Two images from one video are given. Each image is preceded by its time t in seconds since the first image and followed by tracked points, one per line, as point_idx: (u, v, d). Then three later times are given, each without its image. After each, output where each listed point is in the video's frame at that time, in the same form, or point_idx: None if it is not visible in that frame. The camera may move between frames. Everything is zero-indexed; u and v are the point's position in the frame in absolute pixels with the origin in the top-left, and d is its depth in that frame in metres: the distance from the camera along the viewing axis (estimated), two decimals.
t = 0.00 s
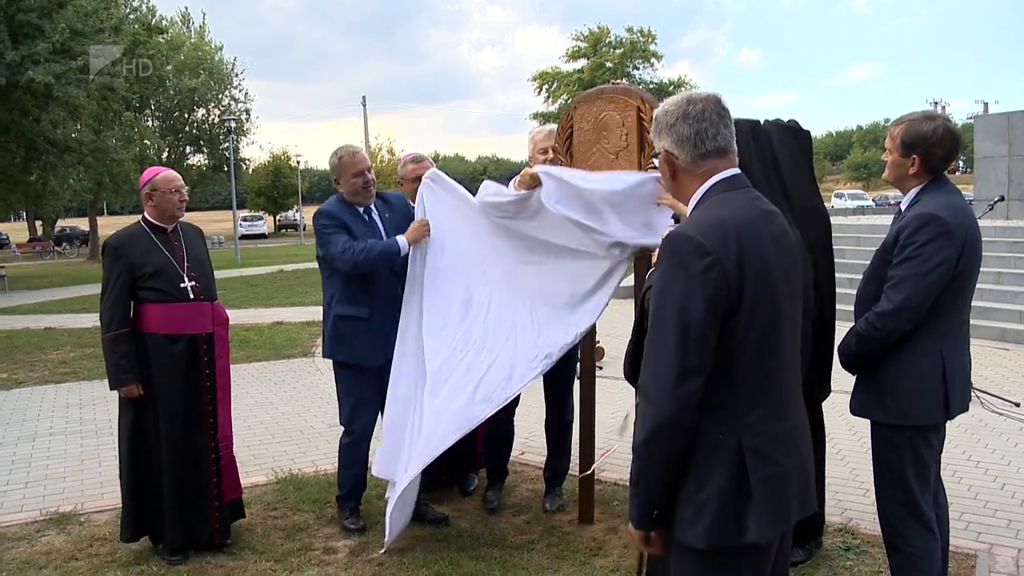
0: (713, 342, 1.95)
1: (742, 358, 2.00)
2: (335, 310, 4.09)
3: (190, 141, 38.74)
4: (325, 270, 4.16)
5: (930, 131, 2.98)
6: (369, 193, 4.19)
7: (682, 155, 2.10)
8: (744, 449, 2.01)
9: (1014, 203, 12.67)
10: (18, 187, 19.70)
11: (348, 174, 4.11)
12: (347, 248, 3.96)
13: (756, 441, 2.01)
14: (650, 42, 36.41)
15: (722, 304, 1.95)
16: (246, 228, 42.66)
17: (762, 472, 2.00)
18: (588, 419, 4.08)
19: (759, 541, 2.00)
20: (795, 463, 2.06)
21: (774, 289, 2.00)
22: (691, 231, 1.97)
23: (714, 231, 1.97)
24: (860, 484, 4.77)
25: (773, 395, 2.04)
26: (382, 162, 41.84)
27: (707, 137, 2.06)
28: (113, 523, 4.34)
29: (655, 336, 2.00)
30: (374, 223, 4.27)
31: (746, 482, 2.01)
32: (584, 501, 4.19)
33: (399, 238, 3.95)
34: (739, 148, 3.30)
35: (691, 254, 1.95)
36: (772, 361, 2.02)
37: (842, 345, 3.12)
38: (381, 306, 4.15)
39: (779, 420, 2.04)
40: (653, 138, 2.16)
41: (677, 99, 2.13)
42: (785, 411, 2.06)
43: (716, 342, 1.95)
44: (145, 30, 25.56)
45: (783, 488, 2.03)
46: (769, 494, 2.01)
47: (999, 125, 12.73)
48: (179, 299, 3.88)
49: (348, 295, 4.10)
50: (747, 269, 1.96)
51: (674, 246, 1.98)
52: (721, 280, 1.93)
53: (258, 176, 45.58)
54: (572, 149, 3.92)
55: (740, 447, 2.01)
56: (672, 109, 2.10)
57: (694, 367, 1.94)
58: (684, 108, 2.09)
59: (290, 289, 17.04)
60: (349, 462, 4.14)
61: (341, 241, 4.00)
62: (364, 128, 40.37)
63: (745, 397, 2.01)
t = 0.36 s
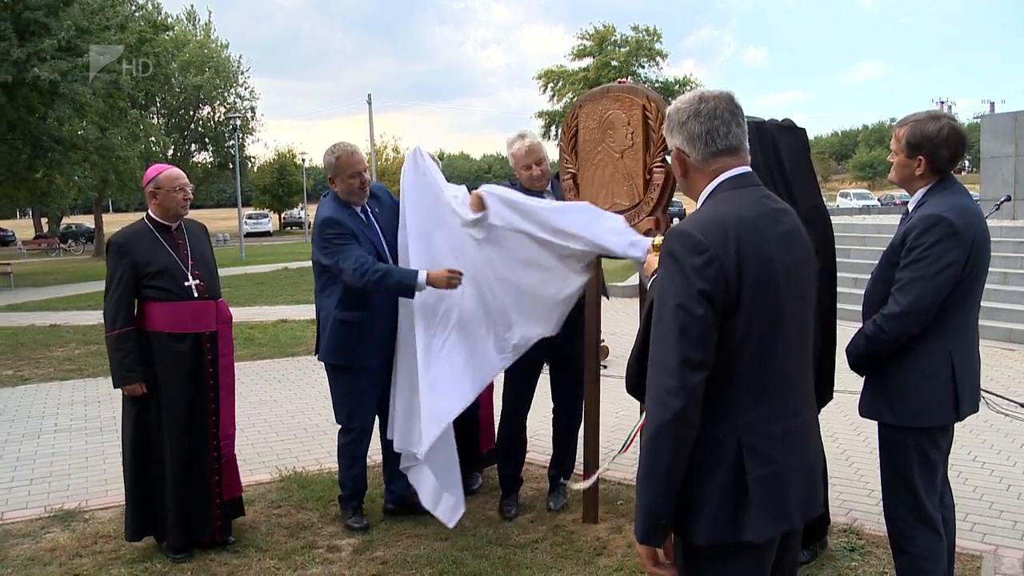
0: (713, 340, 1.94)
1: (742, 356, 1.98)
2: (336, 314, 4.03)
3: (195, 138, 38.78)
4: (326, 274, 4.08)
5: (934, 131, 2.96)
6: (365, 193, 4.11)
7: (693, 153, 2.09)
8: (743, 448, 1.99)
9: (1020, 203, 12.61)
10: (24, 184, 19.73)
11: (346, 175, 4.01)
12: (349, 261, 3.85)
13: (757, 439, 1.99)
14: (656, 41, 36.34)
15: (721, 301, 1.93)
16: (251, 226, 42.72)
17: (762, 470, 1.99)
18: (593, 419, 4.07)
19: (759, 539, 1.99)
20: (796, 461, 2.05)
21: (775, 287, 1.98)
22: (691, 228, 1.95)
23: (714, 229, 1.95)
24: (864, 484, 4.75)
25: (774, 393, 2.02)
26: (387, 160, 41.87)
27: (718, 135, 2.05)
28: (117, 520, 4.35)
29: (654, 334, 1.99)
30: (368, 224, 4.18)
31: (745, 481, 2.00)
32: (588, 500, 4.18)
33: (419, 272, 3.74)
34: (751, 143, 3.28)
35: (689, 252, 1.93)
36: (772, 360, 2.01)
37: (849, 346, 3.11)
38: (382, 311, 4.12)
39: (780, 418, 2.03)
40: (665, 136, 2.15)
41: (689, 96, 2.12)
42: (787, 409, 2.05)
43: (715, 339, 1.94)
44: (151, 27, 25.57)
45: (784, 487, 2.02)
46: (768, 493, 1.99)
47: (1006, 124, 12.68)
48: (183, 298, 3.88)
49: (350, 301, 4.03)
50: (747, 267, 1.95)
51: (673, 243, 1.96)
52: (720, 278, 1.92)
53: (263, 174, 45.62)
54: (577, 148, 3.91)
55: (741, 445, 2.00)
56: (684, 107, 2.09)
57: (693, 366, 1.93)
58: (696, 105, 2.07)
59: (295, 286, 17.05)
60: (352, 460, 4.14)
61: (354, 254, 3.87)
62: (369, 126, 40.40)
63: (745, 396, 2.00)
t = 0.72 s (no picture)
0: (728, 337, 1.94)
1: (757, 353, 1.98)
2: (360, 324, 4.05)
3: (196, 139, 38.82)
4: (344, 285, 4.05)
5: (930, 134, 2.96)
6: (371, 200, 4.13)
7: (697, 153, 2.08)
8: (760, 445, 1.99)
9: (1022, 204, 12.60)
10: (26, 185, 19.76)
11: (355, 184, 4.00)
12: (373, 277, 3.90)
13: (774, 436, 1.99)
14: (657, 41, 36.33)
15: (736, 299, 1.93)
16: (253, 227, 42.74)
17: (781, 468, 1.98)
18: (594, 420, 4.07)
19: (779, 537, 1.99)
20: (814, 458, 2.04)
21: (788, 285, 1.98)
22: (703, 226, 1.96)
23: (728, 226, 1.96)
24: (866, 485, 4.75)
25: (790, 390, 2.02)
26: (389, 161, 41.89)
27: (722, 135, 2.05)
28: (118, 521, 4.35)
29: (667, 333, 1.99)
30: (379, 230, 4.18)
31: (763, 479, 1.99)
32: (590, 501, 4.17)
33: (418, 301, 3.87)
34: (757, 148, 3.17)
35: (704, 250, 1.93)
36: (786, 357, 2.00)
37: (852, 349, 3.10)
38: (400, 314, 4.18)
39: (797, 414, 2.02)
40: (667, 138, 2.15)
41: (691, 96, 2.12)
42: (802, 405, 2.05)
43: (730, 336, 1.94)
44: (152, 28, 25.61)
45: (802, 484, 2.01)
46: (787, 491, 1.99)
47: (1008, 125, 12.68)
48: (184, 300, 3.88)
49: (371, 309, 4.06)
50: (762, 264, 1.95)
51: (686, 241, 1.97)
52: (736, 275, 1.92)
53: (264, 175, 45.65)
54: (578, 149, 3.91)
55: (758, 442, 1.99)
56: (686, 108, 2.09)
57: (709, 362, 1.93)
58: (698, 106, 2.08)
59: (296, 287, 17.05)
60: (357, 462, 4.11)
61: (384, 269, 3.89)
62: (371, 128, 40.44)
63: (761, 393, 2.00)
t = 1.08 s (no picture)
0: (730, 338, 1.95)
1: (758, 355, 1.99)
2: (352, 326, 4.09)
3: (196, 141, 38.84)
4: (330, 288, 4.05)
5: (920, 138, 2.97)
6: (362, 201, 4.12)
7: (705, 153, 2.09)
8: (760, 446, 1.99)
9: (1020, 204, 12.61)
10: (25, 188, 19.77)
11: (346, 182, 4.01)
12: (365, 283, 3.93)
13: (774, 438, 1.99)
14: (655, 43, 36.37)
15: (741, 300, 1.93)
16: (251, 229, 42.74)
17: (779, 470, 1.99)
18: (593, 422, 4.07)
19: (775, 539, 1.99)
20: (811, 461, 2.06)
21: (791, 288, 1.99)
22: (711, 226, 1.96)
23: (734, 227, 1.96)
24: (864, 486, 4.75)
25: (790, 392, 2.03)
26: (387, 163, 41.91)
27: (731, 136, 2.06)
28: (117, 523, 4.35)
29: (668, 332, 1.99)
30: (373, 229, 4.15)
31: (761, 480, 2.00)
32: (589, 503, 4.17)
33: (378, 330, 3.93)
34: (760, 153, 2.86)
35: (710, 250, 1.94)
36: (787, 360, 2.01)
37: (849, 351, 3.10)
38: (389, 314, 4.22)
39: (796, 417, 2.03)
40: (675, 136, 2.16)
41: (703, 96, 2.13)
42: (801, 408, 2.06)
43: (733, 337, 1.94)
44: (151, 31, 25.62)
45: (800, 487, 2.02)
46: (785, 494, 1.99)
47: (1006, 126, 12.71)
48: (182, 303, 3.88)
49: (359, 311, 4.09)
50: (767, 266, 1.95)
51: (693, 240, 1.97)
52: (740, 277, 1.92)
53: (263, 176, 45.64)
54: (576, 151, 3.92)
55: (758, 443, 2.00)
56: (697, 107, 2.10)
57: (709, 362, 1.94)
58: (709, 106, 2.09)
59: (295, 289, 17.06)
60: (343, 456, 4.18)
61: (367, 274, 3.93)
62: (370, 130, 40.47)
63: (762, 396, 2.01)
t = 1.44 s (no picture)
0: (717, 345, 1.95)
1: (747, 361, 1.99)
2: (318, 329, 4.08)
3: (194, 141, 38.83)
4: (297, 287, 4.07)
5: (912, 138, 2.98)
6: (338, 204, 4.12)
7: (697, 156, 2.10)
8: (748, 452, 2.00)
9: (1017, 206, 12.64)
10: (23, 188, 19.75)
11: (326, 181, 4.02)
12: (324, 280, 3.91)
13: (762, 444, 2.00)
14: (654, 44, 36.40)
15: (729, 307, 1.94)
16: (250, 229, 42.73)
17: (767, 476, 2.00)
18: (589, 423, 4.07)
19: (764, 545, 2.00)
20: (801, 466, 2.06)
21: (780, 293, 1.99)
22: (698, 232, 1.96)
23: (721, 232, 1.96)
24: (861, 487, 4.76)
25: (779, 398, 2.03)
26: (385, 164, 41.92)
27: (724, 140, 2.07)
28: (114, 524, 4.35)
29: (657, 339, 2.00)
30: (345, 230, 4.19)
31: (749, 487, 2.01)
32: (586, 504, 4.18)
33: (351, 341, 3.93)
34: (755, 147, 2.81)
35: (697, 257, 1.94)
36: (776, 365, 2.01)
37: (844, 353, 3.11)
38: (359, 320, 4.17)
39: (787, 424, 2.03)
40: (669, 137, 2.17)
41: (697, 98, 2.13)
42: (791, 415, 2.06)
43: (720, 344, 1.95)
44: (149, 31, 25.62)
45: (789, 493, 2.02)
46: (774, 501, 2.00)
47: (1004, 128, 12.74)
48: (180, 304, 3.88)
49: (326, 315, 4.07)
50: (755, 272, 1.95)
51: (680, 247, 1.97)
52: (727, 284, 1.93)
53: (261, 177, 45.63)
54: (574, 152, 3.93)
55: (746, 449, 2.00)
56: (691, 109, 2.10)
57: (697, 368, 1.95)
58: (702, 109, 2.09)
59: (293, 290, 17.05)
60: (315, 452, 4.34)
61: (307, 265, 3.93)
62: (368, 130, 40.47)
63: (750, 401, 2.01)
